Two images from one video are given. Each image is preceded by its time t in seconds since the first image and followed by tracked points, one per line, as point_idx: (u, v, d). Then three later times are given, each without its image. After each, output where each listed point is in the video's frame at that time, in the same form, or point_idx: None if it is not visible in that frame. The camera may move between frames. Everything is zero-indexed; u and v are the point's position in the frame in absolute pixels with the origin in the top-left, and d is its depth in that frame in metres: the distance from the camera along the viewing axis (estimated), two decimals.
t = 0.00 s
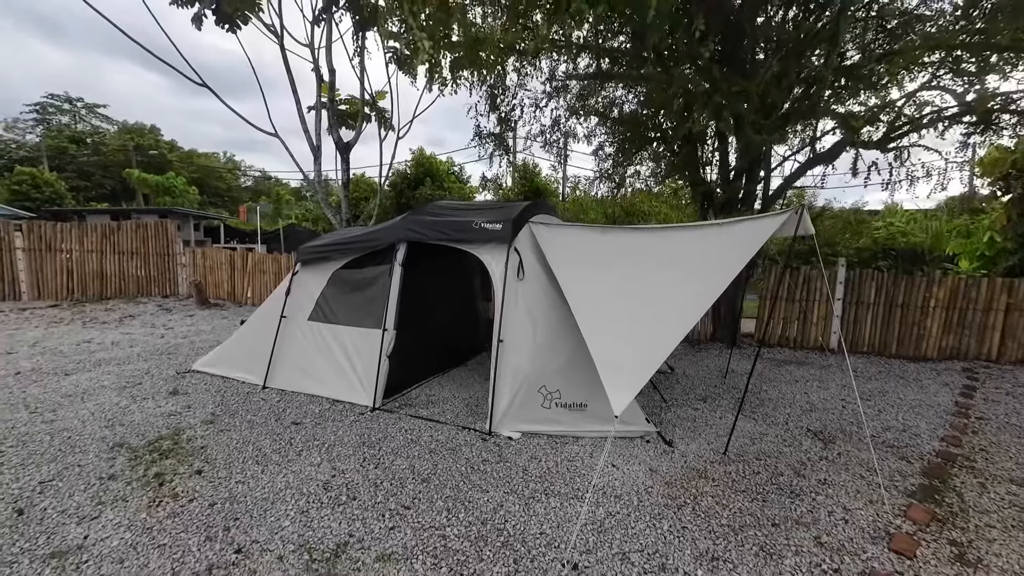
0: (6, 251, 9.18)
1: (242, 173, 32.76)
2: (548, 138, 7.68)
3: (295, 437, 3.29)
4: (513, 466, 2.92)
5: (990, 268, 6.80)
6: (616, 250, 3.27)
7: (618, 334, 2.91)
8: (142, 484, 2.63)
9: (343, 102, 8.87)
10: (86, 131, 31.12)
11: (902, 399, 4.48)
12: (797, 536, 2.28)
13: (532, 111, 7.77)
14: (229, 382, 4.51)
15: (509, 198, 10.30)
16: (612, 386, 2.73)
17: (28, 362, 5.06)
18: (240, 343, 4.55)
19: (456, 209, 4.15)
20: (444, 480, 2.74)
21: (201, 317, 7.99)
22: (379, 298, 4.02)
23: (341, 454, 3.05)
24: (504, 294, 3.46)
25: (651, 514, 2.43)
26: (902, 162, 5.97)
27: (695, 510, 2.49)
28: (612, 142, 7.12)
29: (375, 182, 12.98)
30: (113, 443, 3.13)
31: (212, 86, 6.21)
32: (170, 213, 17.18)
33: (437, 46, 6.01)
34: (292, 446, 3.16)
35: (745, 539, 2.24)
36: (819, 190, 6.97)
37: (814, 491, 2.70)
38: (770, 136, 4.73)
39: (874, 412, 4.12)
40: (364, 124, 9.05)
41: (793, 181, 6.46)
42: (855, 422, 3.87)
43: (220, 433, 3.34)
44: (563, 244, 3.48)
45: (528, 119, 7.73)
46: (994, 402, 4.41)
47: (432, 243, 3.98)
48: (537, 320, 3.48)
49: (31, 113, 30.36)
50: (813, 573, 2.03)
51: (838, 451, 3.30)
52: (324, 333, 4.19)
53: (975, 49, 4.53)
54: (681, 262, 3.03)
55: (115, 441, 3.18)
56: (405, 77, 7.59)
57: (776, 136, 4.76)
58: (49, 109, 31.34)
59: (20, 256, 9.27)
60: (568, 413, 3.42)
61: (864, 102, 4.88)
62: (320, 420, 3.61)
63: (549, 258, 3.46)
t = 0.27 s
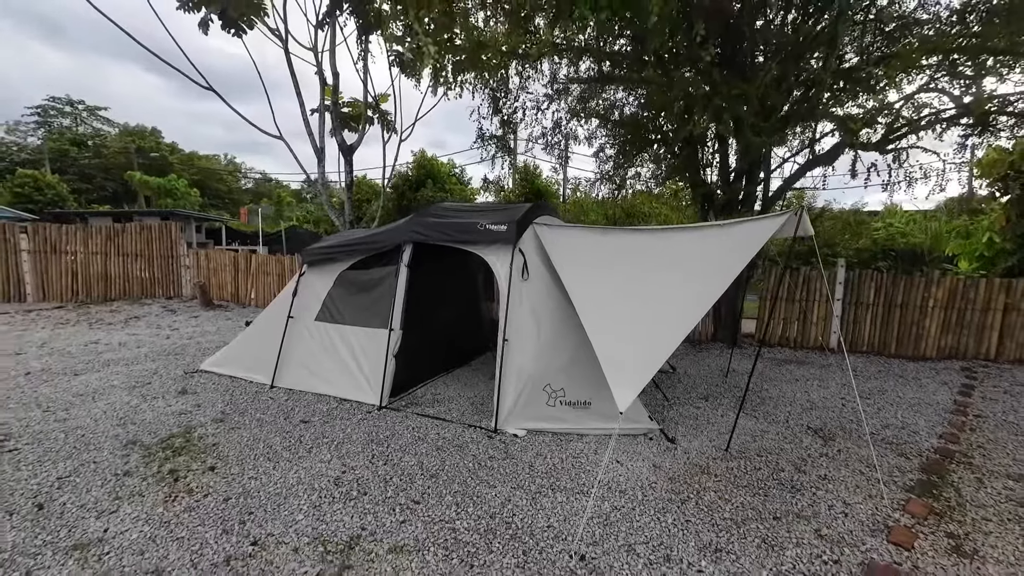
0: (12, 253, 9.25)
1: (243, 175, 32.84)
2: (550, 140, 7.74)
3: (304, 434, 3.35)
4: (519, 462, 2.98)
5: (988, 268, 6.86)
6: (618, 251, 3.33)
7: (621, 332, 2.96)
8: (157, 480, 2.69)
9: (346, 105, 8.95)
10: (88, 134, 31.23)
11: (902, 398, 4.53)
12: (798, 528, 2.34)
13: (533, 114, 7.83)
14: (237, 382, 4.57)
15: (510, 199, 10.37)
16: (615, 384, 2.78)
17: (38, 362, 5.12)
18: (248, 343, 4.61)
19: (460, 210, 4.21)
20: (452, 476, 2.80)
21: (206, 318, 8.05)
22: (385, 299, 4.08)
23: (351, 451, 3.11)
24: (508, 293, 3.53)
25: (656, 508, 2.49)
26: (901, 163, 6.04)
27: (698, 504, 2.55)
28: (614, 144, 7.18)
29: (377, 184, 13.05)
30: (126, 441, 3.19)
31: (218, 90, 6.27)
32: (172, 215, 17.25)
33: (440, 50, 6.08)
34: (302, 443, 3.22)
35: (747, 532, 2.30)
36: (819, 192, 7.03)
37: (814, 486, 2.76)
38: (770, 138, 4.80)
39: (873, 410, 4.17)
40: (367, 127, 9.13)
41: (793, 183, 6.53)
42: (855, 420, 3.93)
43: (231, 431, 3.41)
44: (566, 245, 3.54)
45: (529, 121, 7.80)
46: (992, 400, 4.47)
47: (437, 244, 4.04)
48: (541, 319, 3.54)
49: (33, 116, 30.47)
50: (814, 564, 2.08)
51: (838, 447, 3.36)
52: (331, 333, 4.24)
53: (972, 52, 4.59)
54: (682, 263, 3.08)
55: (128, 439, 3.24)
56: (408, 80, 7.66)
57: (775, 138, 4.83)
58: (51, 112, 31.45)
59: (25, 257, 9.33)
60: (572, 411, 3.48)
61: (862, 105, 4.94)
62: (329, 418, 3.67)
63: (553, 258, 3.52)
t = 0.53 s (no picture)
0: (19, 250, 9.31)
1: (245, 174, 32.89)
2: (554, 140, 7.81)
3: (318, 428, 3.42)
4: (529, 455, 3.05)
5: (988, 269, 6.98)
6: (625, 250, 3.39)
7: (628, 330, 3.02)
8: (176, 470, 2.76)
9: (352, 105, 9.02)
10: (90, 133, 31.31)
11: (903, 395, 4.60)
12: (802, 518, 2.41)
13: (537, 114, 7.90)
14: (247, 378, 4.64)
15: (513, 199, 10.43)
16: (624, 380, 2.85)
17: (50, 358, 5.19)
18: (259, 339, 4.67)
19: (469, 209, 4.27)
20: (465, 468, 2.86)
21: (213, 316, 8.12)
22: (395, 296, 4.14)
23: (364, 443, 3.18)
24: (517, 291, 3.58)
25: (664, 499, 2.56)
26: (902, 165, 6.11)
27: (705, 495, 2.62)
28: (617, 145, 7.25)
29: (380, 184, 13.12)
30: (144, 434, 3.26)
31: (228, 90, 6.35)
32: (175, 214, 17.32)
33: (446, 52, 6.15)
34: (316, 436, 3.29)
35: (754, 522, 2.37)
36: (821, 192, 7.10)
37: (818, 479, 2.83)
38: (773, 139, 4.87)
39: (875, 407, 4.24)
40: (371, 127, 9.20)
41: (795, 184, 6.61)
42: (857, 417, 3.99)
43: (246, 424, 3.47)
44: (574, 244, 3.61)
45: (533, 121, 7.87)
46: (991, 398, 4.54)
47: (446, 242, 4.10)
48: (549, 316, 3.60)
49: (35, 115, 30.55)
50: (818, 551, 2.15)
51: (841, 442, 3.43)
52: (341, 330, 4.31)
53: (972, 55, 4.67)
54: (688, 262, 3.15)
55: (146, 431, 3.30)
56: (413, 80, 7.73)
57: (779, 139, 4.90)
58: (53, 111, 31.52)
59: (31, 255, 9.40)
60: (580, 406, 3.55)
61: (864, 106, 5.02)
62: (340, 413, 3.73)
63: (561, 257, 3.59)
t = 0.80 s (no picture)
0: (25, 246, 9.37)
1: (246, 172, 32.93)
2: (558, 141, 7.88)
3: (329, 422, 3.49)
4: (537, 449, 3.11)
5: (988, 272, 7.07)
6: (632, 250, 3.46)
7: (635, 327, 3.09)
8: (193, 461, 2.82)
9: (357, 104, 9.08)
10: (93, 129, 31.36)
11: (902, 395, 4.67)
12: (805, 511, 2.48)
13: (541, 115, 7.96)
14: (257, 373, 4.70)
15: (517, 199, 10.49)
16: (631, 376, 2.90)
17: (60, 352, 5.25)
18: (268, 335, 4.74)
19: (477, 208, 4.34)
20: (475, 461, 2.93)
21: (218, 313, 8.18)
22: (403, 293, 4.20)
23: (375, 437, 3.24)
24: (525, 290, 3.65)
25: (670, 492, 2.62)
26: (902, 168, 6.19)
27: (710, 488, 2.68)
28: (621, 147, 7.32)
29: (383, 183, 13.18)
30: (159, 426, 3.33)
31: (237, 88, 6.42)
32: (178, 211, 17.37)
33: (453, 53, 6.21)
34: (328, 429, 3.36)
35: (758, 514, 2.44)
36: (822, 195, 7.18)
37: (820, 474, 2.89)
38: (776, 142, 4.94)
39: (875, 406, 4.31)
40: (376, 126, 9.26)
41: (797, 186, 6.68)
42: (857, 416, 4.06)
43: (258, 417, 3.54)
44: (581, 243, 3.68)
45: (538, 122, 7.93)
46: (989, 399, 4.61)
47: (455, 241, 4.16)
48: (556, 314, 3.67)
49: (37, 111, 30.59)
50: (821, 542, 2.22)
51: (842, 440, 3.50)
52: (350, 326, 4.37)
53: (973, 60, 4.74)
54: (694, 262, 3.21)
55: (161, 423, 3.37)
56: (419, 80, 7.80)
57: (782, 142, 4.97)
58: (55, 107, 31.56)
59: (38, 251, 9.46)
60: (586, 403, 3.62)
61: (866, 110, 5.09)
62: (350, 407, 3.80)
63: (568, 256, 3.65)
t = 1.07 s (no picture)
0: (27, 243, 9.39)
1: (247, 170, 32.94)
2: (560, 142, 7.90)
3: (332, 420, 3.51)
4: (539, 448, 3.14)
5: (987, 275, 7.12)
6: (634, 250, 3.49)
7: (637, 327, 3.11)
8: (198, 457, 2.85)
9: (360, 104, 9.09)
10: (94, 126, 31.36)
11: (901, 397, 4.70)
12: (804, 511, 2.50)
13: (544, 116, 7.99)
14: (259, 371, 4.73)
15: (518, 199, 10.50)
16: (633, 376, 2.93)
17: (63, 349, 5.27)
18: (271, 333, 4.76)
19: (480, 208, 4.36)
20: (478, 459, 2.96)
21: (220, 311, 8.20)
22: (406, 293, 4.22)
23: (378, 435, 3.27)
24: (527, 290, 3.67)
25: (671, 491, 2.64)
26: (903, 171, 6.21)
27: (711, 488, 2.70)
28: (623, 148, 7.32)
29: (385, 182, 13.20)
30: (163, 422, 3.35)
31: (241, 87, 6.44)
32: (179, 209, 17.38)
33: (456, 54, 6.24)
34: (331, 427, 3.38)
35: (758, 514, 2.46)
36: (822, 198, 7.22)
37: (819, 474, 2.91)
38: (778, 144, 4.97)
39: (874, 408, 4.34)
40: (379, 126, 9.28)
41: (798, 189, 6.72)
42: (856, 417, 4.09)
43: (262, 415, 3.56)
44: (584, 244, 3.70)
45: (540, 123, 7.96)
46: (988, 401, 4.64)
47: (458, 240, 4.19)
48: (558, 314, 3.69)
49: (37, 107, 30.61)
50: (821, 541, 2.24)
51: (841, 440, 3.52)
52: (353, 325, 4.39)
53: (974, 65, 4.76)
54: (695, 263, 3.24)
55: (165, 420, 3.39)
56: (422, 80, 7.82)
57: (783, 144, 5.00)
58: (56, 104, 31.61)
59: (39, 248, 9.48)
60: (587, 402, 3.64)
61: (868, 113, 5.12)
62: (353, 405, 3.82)
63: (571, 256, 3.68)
